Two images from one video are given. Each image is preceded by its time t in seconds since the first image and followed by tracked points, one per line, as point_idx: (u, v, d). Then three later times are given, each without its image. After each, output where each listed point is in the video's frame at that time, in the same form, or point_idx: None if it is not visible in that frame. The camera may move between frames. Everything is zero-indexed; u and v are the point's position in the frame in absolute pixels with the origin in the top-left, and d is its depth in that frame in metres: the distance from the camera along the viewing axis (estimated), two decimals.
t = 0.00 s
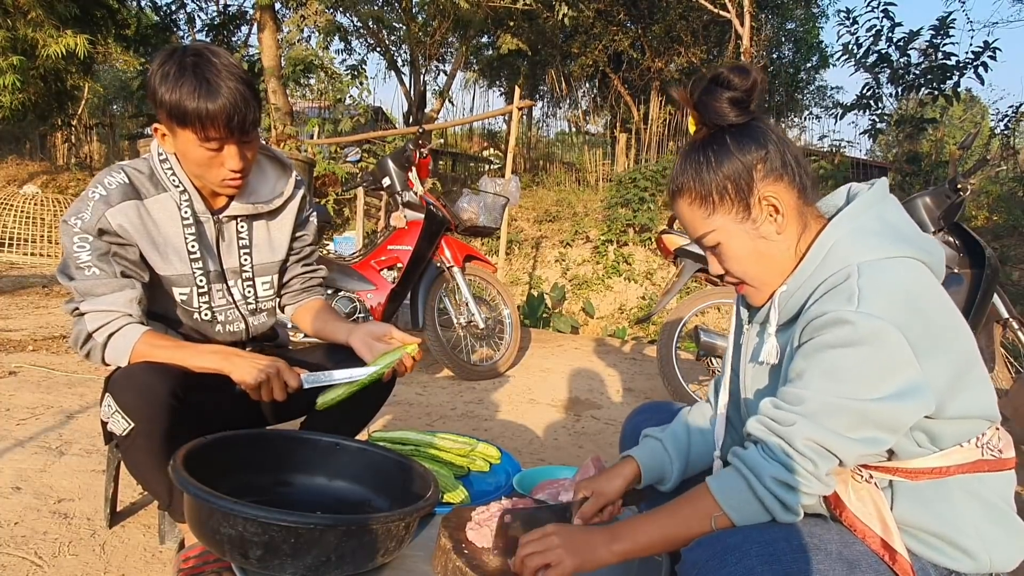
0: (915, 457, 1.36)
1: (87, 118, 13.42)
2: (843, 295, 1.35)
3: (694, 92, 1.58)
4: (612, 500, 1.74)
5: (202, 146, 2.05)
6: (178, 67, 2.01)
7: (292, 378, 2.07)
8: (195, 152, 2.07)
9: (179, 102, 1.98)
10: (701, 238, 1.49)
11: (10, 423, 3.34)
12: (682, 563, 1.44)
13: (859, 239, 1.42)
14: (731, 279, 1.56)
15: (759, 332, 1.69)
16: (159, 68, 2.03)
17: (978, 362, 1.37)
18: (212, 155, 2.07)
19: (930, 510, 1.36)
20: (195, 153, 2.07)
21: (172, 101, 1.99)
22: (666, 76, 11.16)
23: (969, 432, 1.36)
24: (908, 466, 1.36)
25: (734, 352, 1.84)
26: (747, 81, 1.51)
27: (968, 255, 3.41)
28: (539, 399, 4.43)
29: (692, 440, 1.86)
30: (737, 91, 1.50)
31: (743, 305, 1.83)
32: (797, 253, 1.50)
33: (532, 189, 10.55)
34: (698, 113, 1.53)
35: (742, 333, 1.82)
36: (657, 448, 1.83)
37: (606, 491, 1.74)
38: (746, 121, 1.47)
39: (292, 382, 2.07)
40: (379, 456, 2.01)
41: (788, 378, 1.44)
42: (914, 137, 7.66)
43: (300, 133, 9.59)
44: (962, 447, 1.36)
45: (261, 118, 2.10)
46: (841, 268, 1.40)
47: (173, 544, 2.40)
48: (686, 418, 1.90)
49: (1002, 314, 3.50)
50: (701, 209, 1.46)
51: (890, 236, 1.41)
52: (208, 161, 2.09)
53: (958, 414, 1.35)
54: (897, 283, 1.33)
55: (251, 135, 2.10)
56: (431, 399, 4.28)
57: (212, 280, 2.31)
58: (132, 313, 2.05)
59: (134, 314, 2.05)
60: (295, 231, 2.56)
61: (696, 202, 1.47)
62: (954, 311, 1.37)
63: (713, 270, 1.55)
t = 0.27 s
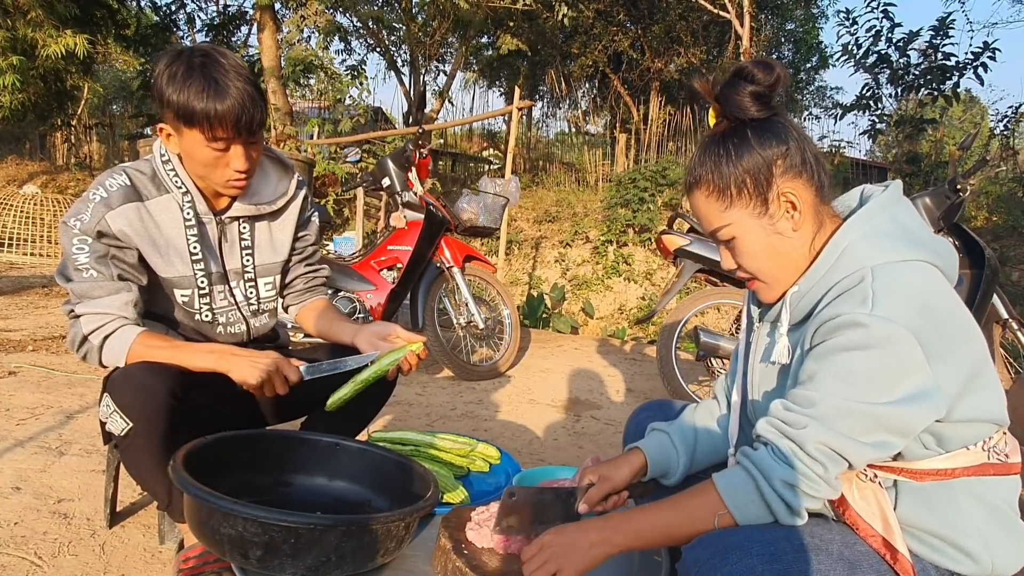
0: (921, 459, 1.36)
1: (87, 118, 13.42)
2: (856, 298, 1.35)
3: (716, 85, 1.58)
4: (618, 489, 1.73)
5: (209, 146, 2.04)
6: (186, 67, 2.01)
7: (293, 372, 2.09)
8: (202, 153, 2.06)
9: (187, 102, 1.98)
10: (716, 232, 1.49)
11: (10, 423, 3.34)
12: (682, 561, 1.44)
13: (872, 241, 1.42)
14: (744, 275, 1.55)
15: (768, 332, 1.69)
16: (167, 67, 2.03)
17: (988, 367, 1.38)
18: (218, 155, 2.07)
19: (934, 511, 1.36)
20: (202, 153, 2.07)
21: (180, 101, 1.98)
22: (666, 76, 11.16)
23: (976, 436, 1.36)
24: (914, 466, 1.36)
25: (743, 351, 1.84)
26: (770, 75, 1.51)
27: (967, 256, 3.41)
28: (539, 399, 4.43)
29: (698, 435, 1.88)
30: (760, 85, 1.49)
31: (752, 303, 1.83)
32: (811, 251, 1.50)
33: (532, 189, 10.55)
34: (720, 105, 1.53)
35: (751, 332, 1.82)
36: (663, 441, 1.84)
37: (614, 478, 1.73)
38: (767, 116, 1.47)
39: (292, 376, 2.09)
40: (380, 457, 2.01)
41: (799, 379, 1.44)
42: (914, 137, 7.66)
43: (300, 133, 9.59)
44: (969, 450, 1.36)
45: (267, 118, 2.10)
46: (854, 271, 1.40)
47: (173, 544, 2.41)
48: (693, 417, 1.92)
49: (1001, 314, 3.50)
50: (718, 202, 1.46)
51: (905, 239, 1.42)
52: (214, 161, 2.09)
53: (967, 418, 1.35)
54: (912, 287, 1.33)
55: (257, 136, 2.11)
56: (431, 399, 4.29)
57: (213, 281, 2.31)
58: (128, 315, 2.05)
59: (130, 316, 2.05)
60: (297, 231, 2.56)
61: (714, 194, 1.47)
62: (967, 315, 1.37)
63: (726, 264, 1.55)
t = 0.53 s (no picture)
0: (923, 459, 1.36)
1: (87, 118, 13.43)
2: (859, 301, 1.35)
3: (728, 80, 1.57)
4: (616, 482, 1.75)
5: (213, 146, 2.05)
6: (190, 67, 2.01)
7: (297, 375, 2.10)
8: (205, 153, 2.07)
9: (191, 102, 1.98)
10: (719, 227, 1.49)
11: (10, 423, 3.34)
12: (682, 560, 1.44)
13: (875, 243, 1.42)
14: (745, 272, 1.55)
15: (770, 332, 1.69)
16: (170, 67, 2.03)
17: (991, 369, 1.38)
18: (222, 155, 2.07)
19: (935, 511, 1.36)
20: (205, 154, 2.07)
21: (184, 101, 1.99)
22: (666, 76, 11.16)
23: (977, 437, 1.36)
24: (915, 467, 1.36)
25: (744, 351, 1.83)
26: (783, 72, 1.50)
27: (967, 256, 3.42)
28: (540, 399, 4.43)
29: (697, 434, 1.89)
30: (771, 82, 1.49)
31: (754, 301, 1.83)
32: (814, 251, 1.50)
33: (532, 189, 10.56)
34: (730, 100, 1.53)
35: (752, 333, 1.82)
36: (663, 438, 1.85)
37: (613, 470, 1.75)
38: (777, 113, 1.47)
39: (294, 379, 2.09)
40: (380, 456, 2.01)
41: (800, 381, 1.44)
42: (914, 137, 7.67)
43: (300, 134, 9.59)
44: (970, 451, 1.36)
45: (271, 119, 2.11)
46: (857, 273, 1.40)
47: (173, 544, 2.41)
48: (693, 415, 1.92)
49: (1001, 314, 3.50)
50: (723, 197, 1.46)
51: (908, 241, 1.41)
52: (217, 161, 2.09)
53: (970, 420, 1.35)
54: (914, 289, 1.33)
55: (260, 137, 2.11)
56: (431, 399, 4.29)
57: (215, 281, 2.31)
58: (132, 315, 2.05)
59: (133, 316, 2.05)
60: (298, 232, 2.56)
61: (719, 189, 1.47)
62: (969, 318, 1.37)
63: (728, 261, 1.55)
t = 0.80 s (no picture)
0: (921, 459, 1.36)
1: (87, 118, 13.43)
2: (854, 299, 1.35)
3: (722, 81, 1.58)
4: (620, 497, 1.74)
5: (213, 142, 2.04)
6: (191, 64, 2.01)
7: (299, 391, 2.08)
8: (206, 149, 2.06)
9: (191, 97, 1.98)
10: (712, 228, 1.49)
11: (10, 423, 3.34)
12: (683, 562, 1.44)
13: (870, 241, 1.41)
14: (739, 273, 1.55)
15: (766, 332, 1.69)
16: (171, 63, 2.03)
17: (986, 367, 1.38)
18: (222, 151, 2.07)
19: (933, 511, 1.35)
20: (206, 150, 2.06)
21: (184, 97, 1.98)
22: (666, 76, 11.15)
23: (974, 435, 1.36)
24: (913, 466, 1.36)
25: (740, 352, 1.83)
26: (777, 73, 1.50)
27: (967, 256, 3.42)
28: (539, 400, 4.42)
29: (698, 439, 1.88)
30: (765, 82, 1.49)
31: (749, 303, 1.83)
32: (807, 251, 1.50)
33: (532, 189, 10.56)
34: (723, 100, 1.53)
35: (748, 333, 1.82)
36: (664, 446, 1.85)
37: (615, 486, 1.75)
38: (770, 114, 1.47)
39: (295, 394, 2.07)
40: (379, 457, 2.01)
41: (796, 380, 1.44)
42: (914, 138, 7.66)
43: (300, 133, 9.58)
44: (967, 449, 1.36)
45: (271, 116, 2.10)
46: (851, 272, 1.40)
47: (172, 544, 2.40)
48: (693, 418, 1.92)
49: (1001, 315, 3.50)
50: (716, 197, 1.46)
51: (903, 239, 1.41)
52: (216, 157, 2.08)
53: (966, 418, 1.35)
54: (909, 287, 1.33)
55: (260, 134, 2.10)
56: (431, 399, 4.28)
57: (214, 277, 2.31)
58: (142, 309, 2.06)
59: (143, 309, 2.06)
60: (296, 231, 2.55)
61: (712, 189, 1.47)
62: (964, 316, 1.37)
63: (721, 261, 1.55)
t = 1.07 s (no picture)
0: (917, 459, 1.36)
1: (87, 118, 13.43)
2: (842, 298, 1.35)
3: (697, 92, 1.57)
4: (637, 493, 1.77)
5: (217, 139, 2.04)
6: (205, 62, 2.03)
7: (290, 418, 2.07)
8: (209, 145, 2.06)
9: (203, 95, 1.99)
10: (697, 240, 1.49)
11: (11, 423, 3.34)
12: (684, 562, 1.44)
13: (857, 240, 1.42)
14: (726, 281, 1.56)
15: (757, 334, 1.69)
16: (183, 61, 2.05)
17: (978, 363, 1.38)
18: (225, 149, 2.07)
19: (932, 511, 1.36)
20: (208, 147, 2.06)
21: (195, 94, 1.99)
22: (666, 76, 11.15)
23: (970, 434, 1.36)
24: (908, 467, 1.37)
25: (732, 355, 1.83)
26: (752, 81, 1.49)
27: (968, 257, 3.42)
28: (540, 399, 4.43)
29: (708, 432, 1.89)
30: (741, 91, 1.47)
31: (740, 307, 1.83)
32: (792, 257, 1.50)
33: (533, 189, 10.56)
34: (701, 112, 1.53)
35: (740, 336, 1.82)
36: (676, 438, 1.85)
37: (633, 485, 1.77)
38: (747, 124, 1.46)
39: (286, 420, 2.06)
40: (380, 456, 2.01)
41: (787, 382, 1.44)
42: (914, 138, 7.67)
43: (301, 133, 9.58)
44: (963, 448, 1.36)
45: (278, 119, 2.12)
46: (839, 271, 1.40)
47: (174, 544, 2.41)
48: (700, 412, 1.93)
49: (1002, 315, 3.50)
50: (698, 211, 1.46)
51: (890, 238, 1.41)
52: (219, 155, 2.08)
53: (960, 415, 1.35)
54: (898, 284, 1.33)
55: (266, 136, 2.11)
56: (432, 399, 4.28)
57: (210, 277, 2.31)
58: (145, 307, 2.08)
59: (146, 308, 2.08)
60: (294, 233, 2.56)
61: (694, 204, 1.47)
62: (954, 312, 1.37)
63: (708, 271, 1.55)
